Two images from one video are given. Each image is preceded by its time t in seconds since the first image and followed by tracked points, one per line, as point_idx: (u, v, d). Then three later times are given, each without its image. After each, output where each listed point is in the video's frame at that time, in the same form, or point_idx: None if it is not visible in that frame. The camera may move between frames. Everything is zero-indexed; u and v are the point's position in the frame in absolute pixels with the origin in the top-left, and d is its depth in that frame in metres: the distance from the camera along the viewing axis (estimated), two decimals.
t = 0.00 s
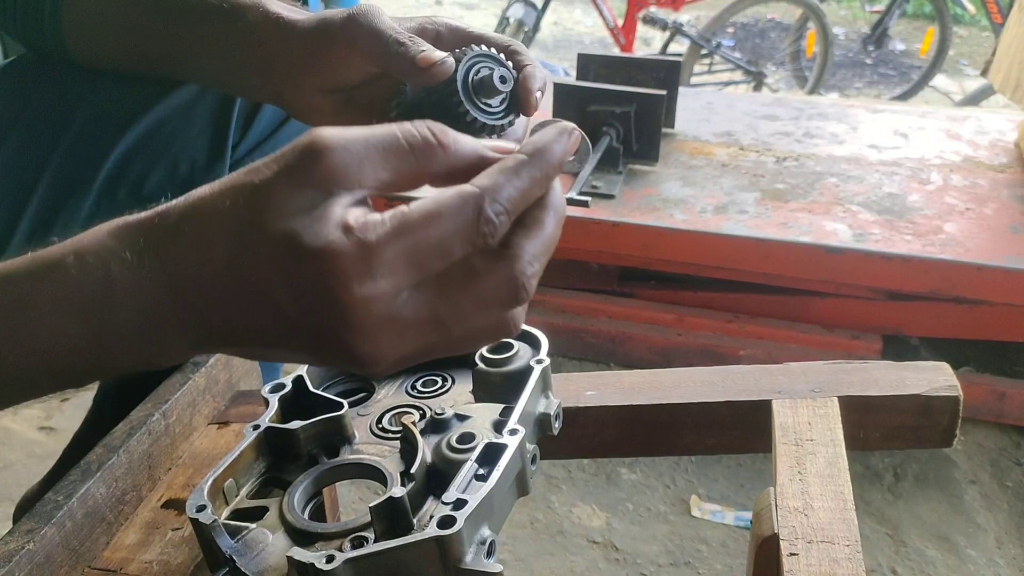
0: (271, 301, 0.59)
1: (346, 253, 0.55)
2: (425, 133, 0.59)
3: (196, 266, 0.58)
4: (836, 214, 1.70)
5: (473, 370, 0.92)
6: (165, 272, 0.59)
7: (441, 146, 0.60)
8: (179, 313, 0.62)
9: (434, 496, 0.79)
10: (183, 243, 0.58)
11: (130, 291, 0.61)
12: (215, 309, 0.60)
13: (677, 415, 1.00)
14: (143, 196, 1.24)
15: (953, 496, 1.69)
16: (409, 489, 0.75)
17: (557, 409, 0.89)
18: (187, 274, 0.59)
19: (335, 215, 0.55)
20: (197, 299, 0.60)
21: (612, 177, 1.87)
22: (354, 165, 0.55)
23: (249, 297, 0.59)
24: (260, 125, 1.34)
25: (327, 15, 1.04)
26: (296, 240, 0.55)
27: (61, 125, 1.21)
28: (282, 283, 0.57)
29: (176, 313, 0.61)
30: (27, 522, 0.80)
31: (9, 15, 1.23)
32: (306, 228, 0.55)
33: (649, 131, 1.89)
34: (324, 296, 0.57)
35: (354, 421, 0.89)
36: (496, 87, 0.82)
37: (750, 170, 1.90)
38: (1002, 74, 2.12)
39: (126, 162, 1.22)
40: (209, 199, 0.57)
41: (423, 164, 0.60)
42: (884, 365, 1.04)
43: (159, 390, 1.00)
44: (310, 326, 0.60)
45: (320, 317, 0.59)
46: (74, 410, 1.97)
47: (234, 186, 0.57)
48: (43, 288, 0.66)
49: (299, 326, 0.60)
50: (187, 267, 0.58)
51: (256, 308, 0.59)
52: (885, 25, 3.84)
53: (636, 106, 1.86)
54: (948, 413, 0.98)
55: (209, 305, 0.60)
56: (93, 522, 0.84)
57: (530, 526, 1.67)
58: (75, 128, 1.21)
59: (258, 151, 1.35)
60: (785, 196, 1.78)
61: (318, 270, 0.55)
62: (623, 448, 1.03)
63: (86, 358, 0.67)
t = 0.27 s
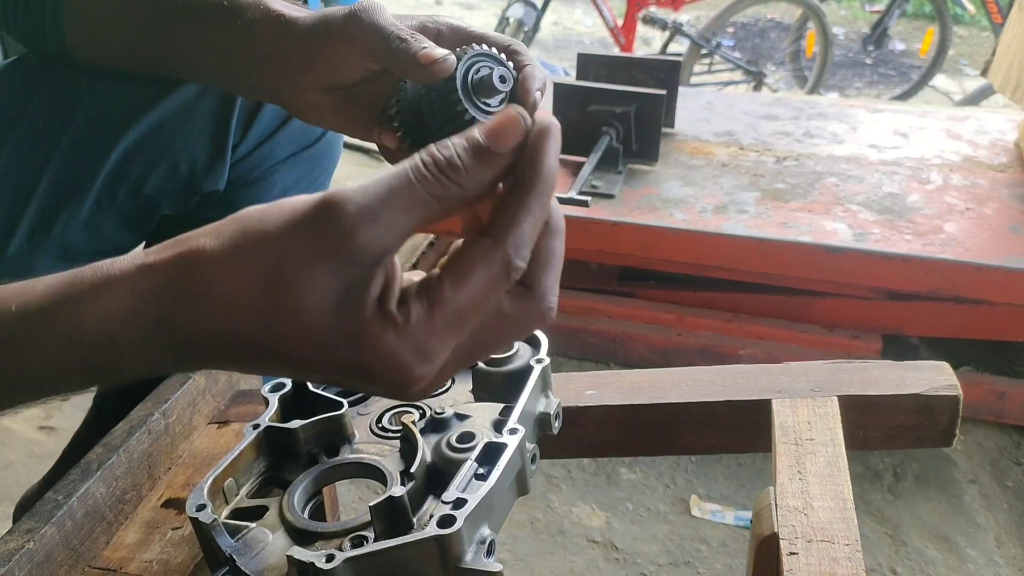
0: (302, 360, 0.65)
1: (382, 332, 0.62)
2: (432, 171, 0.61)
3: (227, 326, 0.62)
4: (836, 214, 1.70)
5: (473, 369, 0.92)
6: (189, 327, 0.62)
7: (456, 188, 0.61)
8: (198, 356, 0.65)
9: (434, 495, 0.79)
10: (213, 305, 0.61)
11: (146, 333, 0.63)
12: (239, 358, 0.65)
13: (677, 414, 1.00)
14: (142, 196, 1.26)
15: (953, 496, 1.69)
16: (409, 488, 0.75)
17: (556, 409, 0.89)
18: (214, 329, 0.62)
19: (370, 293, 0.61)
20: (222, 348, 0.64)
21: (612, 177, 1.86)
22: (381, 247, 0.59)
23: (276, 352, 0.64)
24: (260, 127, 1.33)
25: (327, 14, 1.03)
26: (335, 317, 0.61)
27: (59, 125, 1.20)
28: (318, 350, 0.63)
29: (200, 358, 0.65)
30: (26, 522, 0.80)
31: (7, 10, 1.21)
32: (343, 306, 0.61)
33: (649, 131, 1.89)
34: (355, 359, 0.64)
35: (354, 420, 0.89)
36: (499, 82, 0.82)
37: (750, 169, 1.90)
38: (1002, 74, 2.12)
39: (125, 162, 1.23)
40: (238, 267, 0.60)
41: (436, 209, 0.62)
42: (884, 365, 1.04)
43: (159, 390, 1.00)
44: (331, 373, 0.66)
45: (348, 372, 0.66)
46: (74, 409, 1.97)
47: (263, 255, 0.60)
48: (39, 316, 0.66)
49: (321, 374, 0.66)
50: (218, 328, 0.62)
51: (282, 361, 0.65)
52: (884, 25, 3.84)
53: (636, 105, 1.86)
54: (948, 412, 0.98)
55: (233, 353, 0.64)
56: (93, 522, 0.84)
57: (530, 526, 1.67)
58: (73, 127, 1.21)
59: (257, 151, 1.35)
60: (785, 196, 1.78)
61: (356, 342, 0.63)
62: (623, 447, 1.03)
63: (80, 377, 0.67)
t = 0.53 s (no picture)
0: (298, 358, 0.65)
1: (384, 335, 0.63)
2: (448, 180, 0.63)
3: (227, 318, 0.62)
4: (836, 214, 1.70)
5: (473, 369, 0.92)
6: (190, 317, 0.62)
7: (468, 197, 0.64)
8: (192, 348, 0.64)
9: (434, 495, 0.79)
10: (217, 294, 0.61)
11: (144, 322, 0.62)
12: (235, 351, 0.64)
13: (677, 414, 1.00)
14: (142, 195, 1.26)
15: (953, 496, 1.69)
16: (410, 488, 0.75)
17: (557, 409, 0.89)
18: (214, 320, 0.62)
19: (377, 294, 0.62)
20: (219, 340, 0.63)
21: (612, 177, 1.87)
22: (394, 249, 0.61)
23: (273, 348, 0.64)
24: (260, 127, 1.33)
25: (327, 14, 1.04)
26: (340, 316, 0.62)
27: (58, 124, 1.21)
28: (317, 350, 0.64)
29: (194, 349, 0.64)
30: (27, 522, 0.80)
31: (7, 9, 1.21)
32: (348, 306, 0.62)
33: (649, 131, 1.89)
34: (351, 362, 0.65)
35: (354, 420, 0.89)
36: (498, 83, 0.83)
37: (750, 169, 1.90)
38: (1002, 74, 2.12)
39: (125, 162, 1.23)
40: (248, 257, 0.60)
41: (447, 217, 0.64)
42: (884, 365, 1.04)
43: (159, 389, 1.00)
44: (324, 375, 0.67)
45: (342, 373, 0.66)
46: (74, 409, 1.97)
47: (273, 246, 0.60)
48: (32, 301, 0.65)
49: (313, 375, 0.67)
50: (218, 318, 0.62)
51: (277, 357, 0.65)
52: (885, 25, 3.84)
53: (636, 105, 1.86)
54: (948, 412, 0.98)
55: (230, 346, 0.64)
56: (94, 521, 0.84)
57: (530, 526, 1.67)
58: (72, 127, 1.21)
59: (257, 151, 1.35)
60: (785, 196, 1.78)
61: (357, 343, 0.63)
62: (623, 447, 1.03)
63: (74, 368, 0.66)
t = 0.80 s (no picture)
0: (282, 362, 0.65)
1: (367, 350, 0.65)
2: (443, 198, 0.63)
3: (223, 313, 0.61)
4: (836, 214, 1.70)
5: (473, 369, 0.92)
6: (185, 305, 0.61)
7: (464, 209, 0.64)
8: (177, 344, 0.64)
9: (434, 495, 0.79)
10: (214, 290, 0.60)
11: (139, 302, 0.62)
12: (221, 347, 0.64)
13: (676, 414, 1.00)
14: (145, 203, 1.25)
15: (953, 496, 1.69)
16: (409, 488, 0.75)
17: (556, 409, 0.89)
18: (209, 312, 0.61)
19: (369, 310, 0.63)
20: (207, 338, 0.63)
21: (612, 177, 1.86)
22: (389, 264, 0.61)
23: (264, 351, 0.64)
24: (262, 139, 1.35)
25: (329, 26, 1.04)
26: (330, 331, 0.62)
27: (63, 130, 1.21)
28: (308, 357, 0.64)
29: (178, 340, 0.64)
30: (26, 522, 0.80)
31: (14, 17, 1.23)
32: (343, 314, 0.62)
33: (650, 131, 1.88)
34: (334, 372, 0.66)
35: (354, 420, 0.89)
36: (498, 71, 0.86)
37: (750, 169, 1.90)
38: (1002, 74, 2.12)
39: (129, 170, 1.23)
40: (249, 260, 0.59)
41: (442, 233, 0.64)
42: (884, 365, 1.04)
43: (159, 390, 1.00)
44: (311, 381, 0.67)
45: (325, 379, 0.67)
46: (74, 409, 1.97)
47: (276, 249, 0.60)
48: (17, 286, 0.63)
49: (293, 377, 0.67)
50: (207, 317, 0.61)
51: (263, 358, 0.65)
52: (885, 25, 3.83)
53: (637, 106, 1.85)
54: (948, 412, 0.98)
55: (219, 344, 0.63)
56: (93, 521, 0.84)
57: (530, 526, 1.67)
58: (76, 134, 1.20)
59: (260, 162, 1.36)
60: (785, 196, 1.78)
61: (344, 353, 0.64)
62: (622, 447, 1.03)
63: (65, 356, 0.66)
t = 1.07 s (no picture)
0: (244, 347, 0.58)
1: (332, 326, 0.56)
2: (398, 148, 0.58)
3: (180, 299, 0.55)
4: (836, 214, 1.70)
5: (473, 369, 0.92)
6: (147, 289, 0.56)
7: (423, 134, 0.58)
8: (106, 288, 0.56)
9: (434, 495, 0.79)
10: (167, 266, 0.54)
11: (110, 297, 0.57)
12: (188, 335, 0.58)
13: (676, 414, 1.00)
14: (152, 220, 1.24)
15: (953, 496, 1.69)
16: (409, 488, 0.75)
17: (556, 409, 0.89)
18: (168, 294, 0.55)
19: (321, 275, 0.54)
20: (176, 325, 0.57)
21: (611, 177, 1.86)
22: (366, 254, 0.53)
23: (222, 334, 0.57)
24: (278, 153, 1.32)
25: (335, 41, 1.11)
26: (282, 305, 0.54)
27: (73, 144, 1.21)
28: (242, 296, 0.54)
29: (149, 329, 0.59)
30: (26, 522, 0.79)
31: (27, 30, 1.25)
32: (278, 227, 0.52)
33: (650, 132, 1.88)
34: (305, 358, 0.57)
35: (354, 420, 0.89)
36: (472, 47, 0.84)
37: (750, 169, 1.90)
38: (1002, 75, 2.12)
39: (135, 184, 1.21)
40: (183, 229, 0.52)
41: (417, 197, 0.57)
42: (884, 365, 1.04)
43: (159, 390, 1.00)
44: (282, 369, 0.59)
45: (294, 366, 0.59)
46: (74, 409, 1.97)
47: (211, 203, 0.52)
48: None
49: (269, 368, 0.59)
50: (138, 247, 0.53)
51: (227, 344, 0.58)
52: (885, 25, 3.83)
53: (637, 106, 1.85)
54: (948, 412, 0.98)
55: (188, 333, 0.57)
56: (93, 521, 0.84)
57: (530, 526, 1.67)
58: (85, 148, 1.21)
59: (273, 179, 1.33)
60: (785, 196, 1.78)
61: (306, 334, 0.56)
62: (622, 447, 1.03)
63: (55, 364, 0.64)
